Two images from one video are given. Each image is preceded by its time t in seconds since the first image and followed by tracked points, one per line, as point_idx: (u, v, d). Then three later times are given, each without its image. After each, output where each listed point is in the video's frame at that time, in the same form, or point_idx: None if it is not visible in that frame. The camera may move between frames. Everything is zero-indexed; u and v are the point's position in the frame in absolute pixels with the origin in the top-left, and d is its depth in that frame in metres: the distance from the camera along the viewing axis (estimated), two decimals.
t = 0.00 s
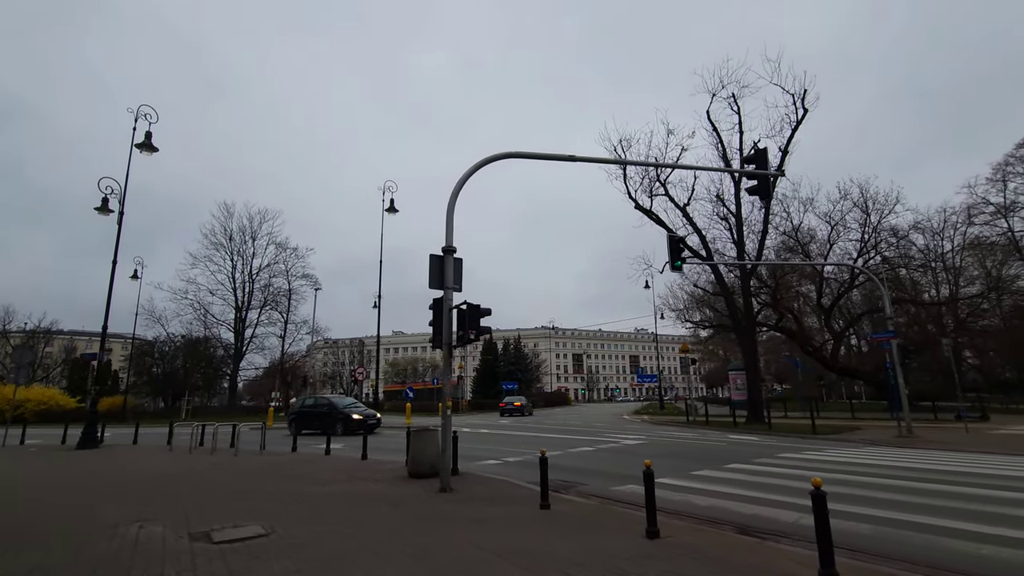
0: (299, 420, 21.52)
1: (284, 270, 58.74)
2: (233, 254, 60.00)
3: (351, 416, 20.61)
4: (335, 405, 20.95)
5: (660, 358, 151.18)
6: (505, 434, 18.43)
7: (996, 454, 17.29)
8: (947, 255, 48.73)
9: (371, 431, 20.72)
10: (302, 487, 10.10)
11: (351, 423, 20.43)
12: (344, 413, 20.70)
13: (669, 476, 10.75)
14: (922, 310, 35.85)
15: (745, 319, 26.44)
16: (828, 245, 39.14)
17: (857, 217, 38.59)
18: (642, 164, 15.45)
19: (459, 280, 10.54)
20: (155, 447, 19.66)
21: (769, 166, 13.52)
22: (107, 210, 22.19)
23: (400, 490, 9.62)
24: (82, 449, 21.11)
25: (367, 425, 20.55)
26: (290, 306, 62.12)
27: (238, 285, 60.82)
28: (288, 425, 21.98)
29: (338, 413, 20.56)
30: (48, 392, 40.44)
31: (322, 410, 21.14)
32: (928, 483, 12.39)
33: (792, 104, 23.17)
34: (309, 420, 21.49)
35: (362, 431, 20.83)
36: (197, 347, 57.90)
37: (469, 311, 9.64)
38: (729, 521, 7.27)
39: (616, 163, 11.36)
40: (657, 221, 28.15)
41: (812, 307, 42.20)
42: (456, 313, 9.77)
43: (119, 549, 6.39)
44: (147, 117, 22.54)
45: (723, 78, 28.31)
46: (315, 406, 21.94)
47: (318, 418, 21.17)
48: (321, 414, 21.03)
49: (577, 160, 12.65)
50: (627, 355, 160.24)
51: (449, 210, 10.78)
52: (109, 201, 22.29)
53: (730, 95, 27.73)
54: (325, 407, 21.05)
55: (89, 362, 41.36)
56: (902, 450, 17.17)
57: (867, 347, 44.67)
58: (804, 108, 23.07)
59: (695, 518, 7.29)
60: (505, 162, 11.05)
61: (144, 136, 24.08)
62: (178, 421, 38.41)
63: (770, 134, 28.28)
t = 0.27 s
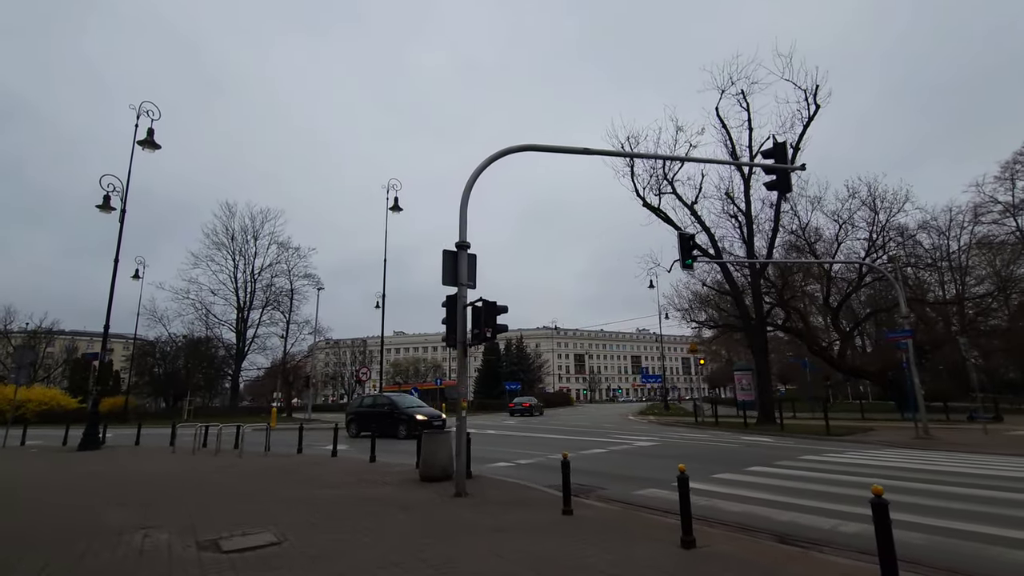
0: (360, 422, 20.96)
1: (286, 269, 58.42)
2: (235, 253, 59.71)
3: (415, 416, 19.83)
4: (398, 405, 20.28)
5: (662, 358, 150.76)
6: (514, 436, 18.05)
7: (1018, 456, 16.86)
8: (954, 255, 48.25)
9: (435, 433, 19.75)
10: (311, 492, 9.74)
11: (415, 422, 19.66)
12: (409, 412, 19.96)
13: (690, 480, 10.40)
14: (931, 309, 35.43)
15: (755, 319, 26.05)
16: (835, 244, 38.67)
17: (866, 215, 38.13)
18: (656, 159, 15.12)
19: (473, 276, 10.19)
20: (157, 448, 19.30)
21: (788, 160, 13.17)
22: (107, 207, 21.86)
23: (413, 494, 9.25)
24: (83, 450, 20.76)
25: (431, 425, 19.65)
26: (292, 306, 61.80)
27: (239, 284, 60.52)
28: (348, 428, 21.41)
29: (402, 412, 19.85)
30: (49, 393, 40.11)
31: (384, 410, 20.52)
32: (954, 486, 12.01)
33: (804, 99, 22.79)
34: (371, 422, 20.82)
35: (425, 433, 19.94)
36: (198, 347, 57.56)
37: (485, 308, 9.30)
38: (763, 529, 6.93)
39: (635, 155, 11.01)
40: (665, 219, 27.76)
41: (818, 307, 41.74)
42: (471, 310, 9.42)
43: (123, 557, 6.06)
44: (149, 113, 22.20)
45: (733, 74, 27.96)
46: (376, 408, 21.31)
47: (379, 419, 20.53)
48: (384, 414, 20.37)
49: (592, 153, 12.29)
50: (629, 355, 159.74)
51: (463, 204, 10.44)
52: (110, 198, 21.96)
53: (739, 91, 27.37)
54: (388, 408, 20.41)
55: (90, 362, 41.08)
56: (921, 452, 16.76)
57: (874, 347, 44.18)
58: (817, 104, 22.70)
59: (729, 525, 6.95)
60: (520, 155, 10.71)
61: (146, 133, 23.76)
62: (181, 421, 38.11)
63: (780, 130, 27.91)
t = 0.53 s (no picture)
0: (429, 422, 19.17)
1: (288, 269, 58.22)
2: (237, 253, 59.52)
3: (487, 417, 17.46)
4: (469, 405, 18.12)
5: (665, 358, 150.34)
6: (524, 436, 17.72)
7: None
8: (964, 254, 47.72)
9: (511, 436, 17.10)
10: (318, 495, 9.42)
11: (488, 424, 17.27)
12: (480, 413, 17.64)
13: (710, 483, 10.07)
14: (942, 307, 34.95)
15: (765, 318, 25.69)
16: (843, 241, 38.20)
17: (874, 212, 37.67)
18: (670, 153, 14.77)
19: (485, 272, 9.87)
20: (161, 448, 19.00)
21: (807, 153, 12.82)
22: (110, 205, 21.60)
23: (424, 497, 8.92)
24: (86, 451, 20.49)
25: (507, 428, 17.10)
26: (295, 306, 61.57)
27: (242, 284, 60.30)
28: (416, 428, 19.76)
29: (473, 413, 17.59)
30: (51, 393, 39.82)
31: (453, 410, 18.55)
32: (983, 487, 11.60)
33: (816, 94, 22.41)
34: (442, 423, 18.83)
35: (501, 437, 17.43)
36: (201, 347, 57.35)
37: (499, 304, 8.97)
38: (795, 534, 6.58)
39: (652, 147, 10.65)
40: (673, 216, 27.41)
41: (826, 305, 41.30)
42: (485, 306, 9.10)
43: (126, 565, 5.75)
44: (152, 110, 21.89)
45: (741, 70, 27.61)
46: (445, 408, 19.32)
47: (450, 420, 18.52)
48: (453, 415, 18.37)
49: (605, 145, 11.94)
50: (632, 355, 159.38)
51: (475, 198, 10.11)
52: (113, 195, 21.70)
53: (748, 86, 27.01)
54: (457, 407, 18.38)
55: (92, 361, 40.87)
56: (940, 453, 16.37)
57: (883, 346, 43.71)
58: (829, 99, 22.32)
59: (761, 531, 6.61)
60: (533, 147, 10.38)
61: (148, 129, 23.52)
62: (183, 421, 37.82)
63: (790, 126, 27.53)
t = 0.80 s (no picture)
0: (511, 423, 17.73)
1: (291, 267, 58.00)
2: (240, 251, 59.27)
3: (582, 417, 16.17)
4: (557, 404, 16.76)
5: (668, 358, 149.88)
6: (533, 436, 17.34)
7: None
8: (972, 251, 47.16)
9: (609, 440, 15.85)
10: (325, 495, 9.07)
11: (583, 426, 16.00)
12: (573, 414, 16.31)
13: (730, 483, 9.71)
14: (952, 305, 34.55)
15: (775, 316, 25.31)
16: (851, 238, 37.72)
17: (882, 209, 37.15)
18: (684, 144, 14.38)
19: (499, 264, 9.55)
20: (163, 447, 18.70)
21: (826, 144, 12.43)
22: (112, 201, 21.35)
23: (435, 498, 8.57)
24: (87, 450, 20.21)
25: (605, 430, 15.80)
26: (297, 305, 61.33)
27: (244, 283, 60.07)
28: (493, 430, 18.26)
29: (566, 414, 16.26)
30: (53, 391, 39.60)
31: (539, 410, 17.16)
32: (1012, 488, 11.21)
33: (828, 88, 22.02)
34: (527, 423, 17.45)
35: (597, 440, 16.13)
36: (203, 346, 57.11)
37: (514, 296, 8.61)
38: (831, 536, 6.22)
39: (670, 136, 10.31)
40: (681, 213, 27.00)
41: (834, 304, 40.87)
42: (500, 298, 8.75)
43: (125, 569, 5.42)
44: (154, 105, 21.61)
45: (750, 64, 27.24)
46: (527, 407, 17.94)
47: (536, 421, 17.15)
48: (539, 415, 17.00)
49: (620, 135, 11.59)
50: (635, 354, 158.92)
51: (487, 188, 9.78)
52: (114, 191, 21.44)
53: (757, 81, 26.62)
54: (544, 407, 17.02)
55: (94, 359, 40.68)
56: (961, 453, 15.96)
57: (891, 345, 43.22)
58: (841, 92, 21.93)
59: (795, 532, 6.26)
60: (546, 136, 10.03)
61: (151, 125, 23.27)
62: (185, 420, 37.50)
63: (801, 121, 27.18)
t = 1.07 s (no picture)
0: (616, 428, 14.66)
1: (294, 266, 57.68)
2: (242, 251, 58.96)
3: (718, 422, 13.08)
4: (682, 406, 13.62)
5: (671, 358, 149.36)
6: (545, 438, 16.92)
7: None
8: (984, 249, 46.54)
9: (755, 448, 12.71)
10: (332, 501, 8.60)
11: (720, 433, 12.81)
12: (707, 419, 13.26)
13: (758, 488, 9.30)
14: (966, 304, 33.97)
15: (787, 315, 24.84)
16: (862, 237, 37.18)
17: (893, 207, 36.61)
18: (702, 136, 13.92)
19: (516, 261, 9.15)
20: (166, 449, 18.35)
21: (852, 135, 11.98)
22: (114, 197, 21.01)
23: (450, 505, 8.13)
24: (89, 451, 19.87)
25: (749, 437, 12.69)
26: (300, 304, 61.03)
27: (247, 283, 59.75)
28: (592, 436, 15.24)
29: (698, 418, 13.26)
30: (55, 391, 39.37)
31: (656, 414, 14.17)
32: None
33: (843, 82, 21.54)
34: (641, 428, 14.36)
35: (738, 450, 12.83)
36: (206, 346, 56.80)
37: (534, 293, 8.21)
38: (887, 552, 5.77)
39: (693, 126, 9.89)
40: (691, 210, 26.54)
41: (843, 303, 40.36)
42: (519, 296, 8.36)
43: None
44: (157, 100, 21.25)
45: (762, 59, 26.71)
46: (634, 409, 15.01)
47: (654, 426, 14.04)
48: (653, 420, 14.15)
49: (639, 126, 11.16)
50: (638, 354, 158.43)
51: (505, 181, 9.37)
52: (116, 188, 21.10)
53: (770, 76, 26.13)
54: (662, 409, 14.01)
55: (96, 358, 40.46)
56: (986, 455, 15.53)
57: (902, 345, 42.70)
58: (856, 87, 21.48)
59: (842, 545, 5.87)
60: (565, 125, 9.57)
61: (153, 121, 22.92)
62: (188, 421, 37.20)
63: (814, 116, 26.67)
